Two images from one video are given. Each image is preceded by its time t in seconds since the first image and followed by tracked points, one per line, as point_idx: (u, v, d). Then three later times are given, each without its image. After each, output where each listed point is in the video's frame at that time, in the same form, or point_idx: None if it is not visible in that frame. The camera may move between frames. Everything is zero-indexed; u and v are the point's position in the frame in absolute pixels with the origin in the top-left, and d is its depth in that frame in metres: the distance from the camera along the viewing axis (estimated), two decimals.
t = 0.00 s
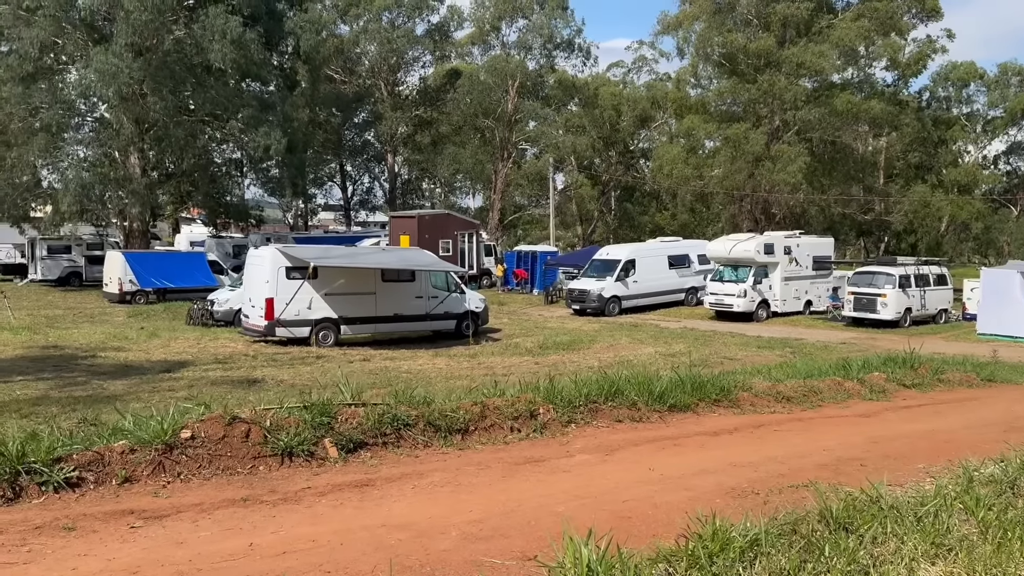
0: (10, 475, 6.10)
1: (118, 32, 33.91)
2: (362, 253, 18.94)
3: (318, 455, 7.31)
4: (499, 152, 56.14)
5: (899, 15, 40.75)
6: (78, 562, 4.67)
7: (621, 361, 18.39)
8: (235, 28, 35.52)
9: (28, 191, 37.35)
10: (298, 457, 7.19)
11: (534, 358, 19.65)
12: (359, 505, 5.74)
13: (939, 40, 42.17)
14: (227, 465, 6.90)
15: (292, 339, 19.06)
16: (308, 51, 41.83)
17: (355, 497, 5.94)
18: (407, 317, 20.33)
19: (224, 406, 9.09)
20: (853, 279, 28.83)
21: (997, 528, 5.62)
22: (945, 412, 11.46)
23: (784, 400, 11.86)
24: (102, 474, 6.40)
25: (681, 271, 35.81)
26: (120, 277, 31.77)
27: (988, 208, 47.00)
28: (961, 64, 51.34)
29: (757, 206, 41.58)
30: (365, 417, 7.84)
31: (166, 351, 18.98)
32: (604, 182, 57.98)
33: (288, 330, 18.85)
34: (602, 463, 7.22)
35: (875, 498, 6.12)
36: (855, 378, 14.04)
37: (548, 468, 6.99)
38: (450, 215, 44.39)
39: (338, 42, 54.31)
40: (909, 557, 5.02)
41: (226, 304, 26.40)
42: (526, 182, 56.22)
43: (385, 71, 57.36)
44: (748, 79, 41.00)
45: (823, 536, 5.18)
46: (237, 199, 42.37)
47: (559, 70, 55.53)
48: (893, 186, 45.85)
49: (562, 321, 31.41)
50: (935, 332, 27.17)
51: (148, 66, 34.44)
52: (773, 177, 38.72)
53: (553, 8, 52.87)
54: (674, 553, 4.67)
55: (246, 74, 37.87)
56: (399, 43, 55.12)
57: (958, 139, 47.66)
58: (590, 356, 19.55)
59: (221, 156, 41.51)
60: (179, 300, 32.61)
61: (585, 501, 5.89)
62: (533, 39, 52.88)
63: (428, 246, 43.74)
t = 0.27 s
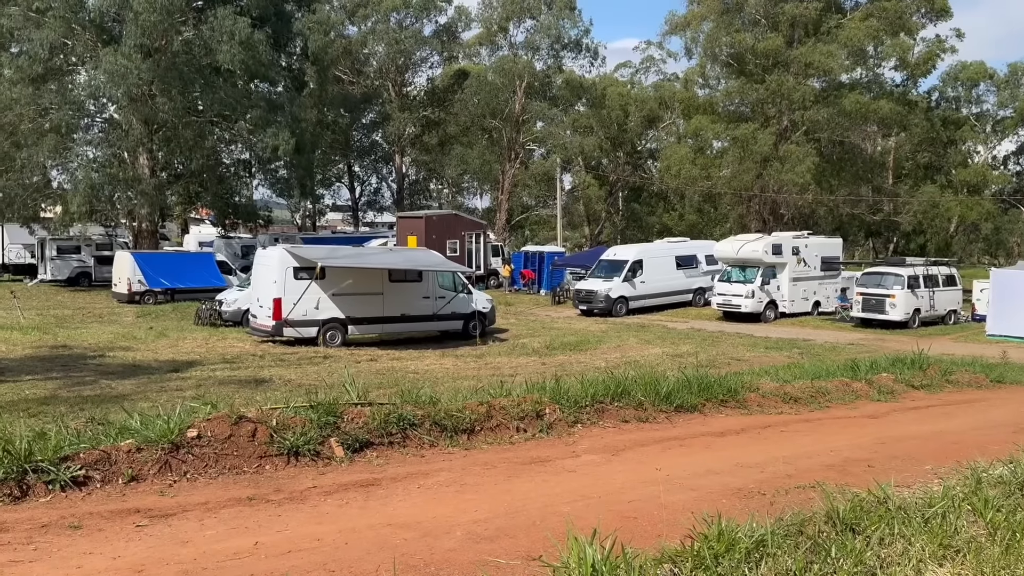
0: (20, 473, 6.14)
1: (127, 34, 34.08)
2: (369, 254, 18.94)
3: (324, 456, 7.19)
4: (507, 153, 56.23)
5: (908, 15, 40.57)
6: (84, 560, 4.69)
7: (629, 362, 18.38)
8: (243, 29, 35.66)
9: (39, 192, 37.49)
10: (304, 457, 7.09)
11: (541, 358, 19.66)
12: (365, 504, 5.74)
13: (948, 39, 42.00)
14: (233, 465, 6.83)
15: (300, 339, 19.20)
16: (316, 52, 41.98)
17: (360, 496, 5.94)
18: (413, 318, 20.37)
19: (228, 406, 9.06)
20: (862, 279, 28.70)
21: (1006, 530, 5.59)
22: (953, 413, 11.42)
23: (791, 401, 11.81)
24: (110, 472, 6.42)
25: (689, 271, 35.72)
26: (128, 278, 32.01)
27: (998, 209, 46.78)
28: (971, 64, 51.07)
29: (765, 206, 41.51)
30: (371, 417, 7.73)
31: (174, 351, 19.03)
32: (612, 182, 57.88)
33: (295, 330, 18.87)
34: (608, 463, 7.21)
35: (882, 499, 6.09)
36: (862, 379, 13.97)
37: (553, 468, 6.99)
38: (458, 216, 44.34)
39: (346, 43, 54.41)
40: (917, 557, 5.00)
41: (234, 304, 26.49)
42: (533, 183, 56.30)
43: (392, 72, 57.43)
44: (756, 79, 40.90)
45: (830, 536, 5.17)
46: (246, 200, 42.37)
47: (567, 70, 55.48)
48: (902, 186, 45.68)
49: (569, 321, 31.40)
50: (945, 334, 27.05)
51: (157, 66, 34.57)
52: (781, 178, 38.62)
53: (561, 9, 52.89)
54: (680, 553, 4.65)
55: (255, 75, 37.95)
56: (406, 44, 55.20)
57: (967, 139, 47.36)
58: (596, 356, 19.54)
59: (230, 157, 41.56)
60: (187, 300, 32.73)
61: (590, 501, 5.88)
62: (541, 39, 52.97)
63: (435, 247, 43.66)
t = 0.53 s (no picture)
0: (23, 470, 6.17)
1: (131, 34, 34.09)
2: (372, 254, 18.86)
3: (327, 454, 7.31)
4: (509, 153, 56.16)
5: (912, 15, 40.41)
6: (88, 558, 4.69)
7: (633, 361, 18.37)
8: (247, 29, 35.67)
9: (42, 192, 37.59)
10: (307, 457, 7.19)
11: (545, 356, 19.63)
12: (368, 503, 5.75)
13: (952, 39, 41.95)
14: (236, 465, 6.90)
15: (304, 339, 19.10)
16: (319, 52, 42.01)
17: (364, 495, 5.96)
18: (416, 318, 20.31)
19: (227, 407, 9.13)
20: (865, 279, 28.62)
21: (1010, 530, 5.56)
22: (955, 413, 11.39)
23: (795, 401, 11.80)
24: (113, 472, 6.45)
25: (692, 271, 35.67)
26: (132, 278, 31.99)
27: (1003, 208, 46.64)
28: (975, 64, 50.93)
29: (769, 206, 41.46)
30: (374, 417, 7.84)
31: (177, 351, 19.01)
32: (615, 182, 57.81)
33: (300, 330, 18.76)
34: (611, 464, 7.20)
35: (887, 499, 6.07)
36: (864, 379, 13.94)
37: (556, 468, 6.97)
38: (461, 216, 44.29)
39: (348, 43, 54.41)
40: (922, 558, 4.97)
41: (237, 304, 26.47)
42: (536, 183, 56.17)
43: (395, 72, 57.41)
44: (760, 79, 40.80)
45: (833, 536, 5.17)
46: (250, 200, 42.32)
47: (570, 70, 55.45)
48: (906, 186, 45.57)
49: (573, 321, 31.32)
50: (950, 334, 26.97)
51: (161, 66, 34.58)
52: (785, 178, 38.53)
53: (564, 8, 52.82)
54: (683, 552, 4.65)
55: (258, 75, 37.93)
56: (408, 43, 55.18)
57: (972, 139, 47.16)
58: (600, 354, 19.56)
59: (234, 158, 41.53)
60: (190, 298, 32.77)
61: (594, 501, 5.87)
62: (543, 38, 52.92)
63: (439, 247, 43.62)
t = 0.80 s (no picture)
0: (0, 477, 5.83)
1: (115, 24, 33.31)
2: (366, 252, 18.12)
3: (320, 460, 6.82)
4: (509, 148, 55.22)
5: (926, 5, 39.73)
6: (74, 569, 4.52)
7: (635, 363, 17.78)
8: (235, 20, 34.89)
9: (25, 188, 36.97)
10: (299, 462, 6.73)
11: (546, 358, 19.04)
12: (357, 511, 5.42)
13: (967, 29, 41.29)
14: (224, 469, 6.51)
15: (295, 340, 18.33)
16: (311, 43, 41.27)
17: (356, 502, 5.64)
18: (412, 318, 19.51)
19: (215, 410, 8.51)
20: (877, 279, 28.00)
21: None
22: (975, 417, 10.79)
23: (804, 404, 11.19)
24: (96, 478, 6.10)
25: (697, 270, 34.99)
26: (117, 277, 31.33)
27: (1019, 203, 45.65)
28: (988, 56, 50.03)
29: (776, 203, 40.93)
30: (368, 421, 7.30)
31: (164, 352, 18.40)
32: (617, 178, 56.94)
33: (292, 331, 18.03)
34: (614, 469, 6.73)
35: (900, 506, 5.51)
36: (878, 380, 13.25)
37: (558, 473, 6.57)
38: (458, 213, 43.56)
39: (342, 34, 53.62)
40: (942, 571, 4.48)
41: (226, 305, 25.83)
42: (536, 178, 55.61)
43: (392, 64, 56.75)
44: (767, 70, 40.07)
45: (846, 545, 4.74)
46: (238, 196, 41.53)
47: (571, 61, 54.64)
48: (918, 181, 44.78)
49: (573, 322, 30.68)
50: (964, 335, 26.27)
51: (146, 58, 33.90)
52: (793, 173, 37.82)
53: None
54: (689, 562, 4.33)
55: (247, 67, 37.13)
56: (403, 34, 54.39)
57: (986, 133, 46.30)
58: (602, 355, 18.97)
59: (223, 153, 40.86)
60: (175, 300, 32.02)
61: (595, 508, 5.43)
62: (543, 29, 52.12)
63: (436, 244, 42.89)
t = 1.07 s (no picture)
0: None
1: None
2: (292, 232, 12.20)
3: (227, 539, 4.97)
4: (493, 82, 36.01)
5: None
6: None
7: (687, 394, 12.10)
8: None
9: None
10: (193, 545, 4.87)
11: (556, 372, 13.23)
12: None
13: None
14: (87, 553, 4.71)
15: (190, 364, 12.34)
16: None
17: None
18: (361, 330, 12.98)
19: (102, 462, 6.64)
20: None
21: None
22: None
23: (930, 455, 7.57)
24: None
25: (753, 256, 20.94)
26: None
27: None
28: None
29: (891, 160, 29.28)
30: (298, 479, 5.42)
31: None
32: (657, 127, 39.23)
33: (188, 352, 12.12)
34: (656, 552, 5.24)
35: None
36: None
37: (583, 561, 5.04)
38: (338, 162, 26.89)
39: None
40: None
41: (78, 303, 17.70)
42: (540, 126, 38.34)
43: None
44: None
45: None
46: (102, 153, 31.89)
47: None
48: None
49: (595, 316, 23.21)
50: None
51: None
52: (914, 119, 27.98)
53: None
54: None
55: None
56: None
57: None
58: (635, 370, 13.22)
59: (78, 90, 30.85)
60: (16, 302, 19.47)
61: None
62: None
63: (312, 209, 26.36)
